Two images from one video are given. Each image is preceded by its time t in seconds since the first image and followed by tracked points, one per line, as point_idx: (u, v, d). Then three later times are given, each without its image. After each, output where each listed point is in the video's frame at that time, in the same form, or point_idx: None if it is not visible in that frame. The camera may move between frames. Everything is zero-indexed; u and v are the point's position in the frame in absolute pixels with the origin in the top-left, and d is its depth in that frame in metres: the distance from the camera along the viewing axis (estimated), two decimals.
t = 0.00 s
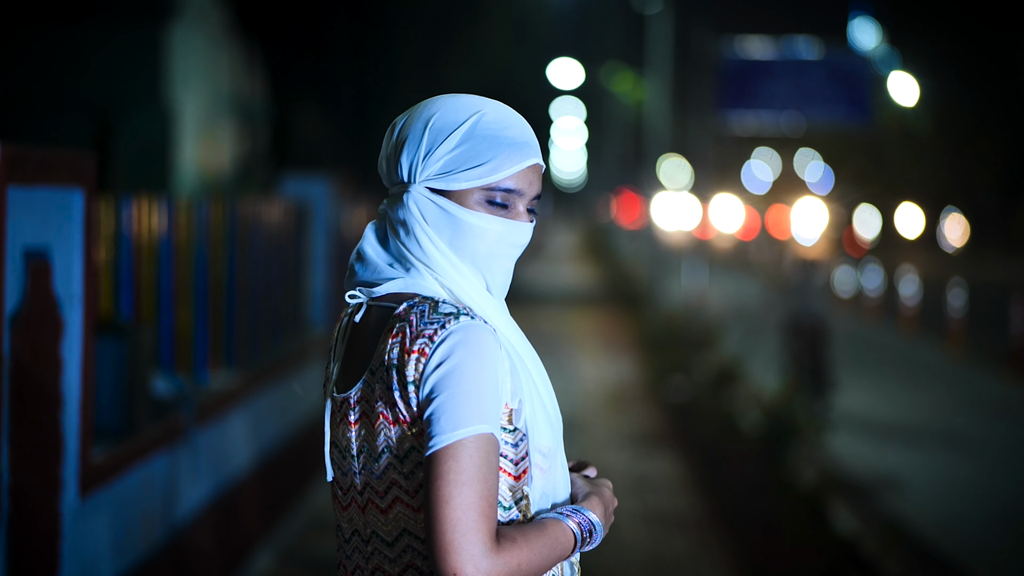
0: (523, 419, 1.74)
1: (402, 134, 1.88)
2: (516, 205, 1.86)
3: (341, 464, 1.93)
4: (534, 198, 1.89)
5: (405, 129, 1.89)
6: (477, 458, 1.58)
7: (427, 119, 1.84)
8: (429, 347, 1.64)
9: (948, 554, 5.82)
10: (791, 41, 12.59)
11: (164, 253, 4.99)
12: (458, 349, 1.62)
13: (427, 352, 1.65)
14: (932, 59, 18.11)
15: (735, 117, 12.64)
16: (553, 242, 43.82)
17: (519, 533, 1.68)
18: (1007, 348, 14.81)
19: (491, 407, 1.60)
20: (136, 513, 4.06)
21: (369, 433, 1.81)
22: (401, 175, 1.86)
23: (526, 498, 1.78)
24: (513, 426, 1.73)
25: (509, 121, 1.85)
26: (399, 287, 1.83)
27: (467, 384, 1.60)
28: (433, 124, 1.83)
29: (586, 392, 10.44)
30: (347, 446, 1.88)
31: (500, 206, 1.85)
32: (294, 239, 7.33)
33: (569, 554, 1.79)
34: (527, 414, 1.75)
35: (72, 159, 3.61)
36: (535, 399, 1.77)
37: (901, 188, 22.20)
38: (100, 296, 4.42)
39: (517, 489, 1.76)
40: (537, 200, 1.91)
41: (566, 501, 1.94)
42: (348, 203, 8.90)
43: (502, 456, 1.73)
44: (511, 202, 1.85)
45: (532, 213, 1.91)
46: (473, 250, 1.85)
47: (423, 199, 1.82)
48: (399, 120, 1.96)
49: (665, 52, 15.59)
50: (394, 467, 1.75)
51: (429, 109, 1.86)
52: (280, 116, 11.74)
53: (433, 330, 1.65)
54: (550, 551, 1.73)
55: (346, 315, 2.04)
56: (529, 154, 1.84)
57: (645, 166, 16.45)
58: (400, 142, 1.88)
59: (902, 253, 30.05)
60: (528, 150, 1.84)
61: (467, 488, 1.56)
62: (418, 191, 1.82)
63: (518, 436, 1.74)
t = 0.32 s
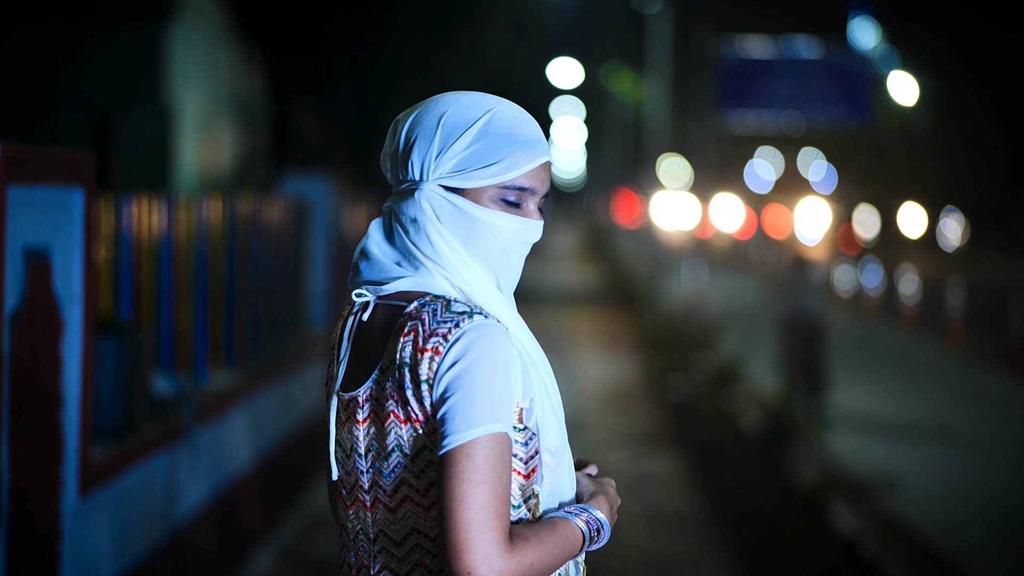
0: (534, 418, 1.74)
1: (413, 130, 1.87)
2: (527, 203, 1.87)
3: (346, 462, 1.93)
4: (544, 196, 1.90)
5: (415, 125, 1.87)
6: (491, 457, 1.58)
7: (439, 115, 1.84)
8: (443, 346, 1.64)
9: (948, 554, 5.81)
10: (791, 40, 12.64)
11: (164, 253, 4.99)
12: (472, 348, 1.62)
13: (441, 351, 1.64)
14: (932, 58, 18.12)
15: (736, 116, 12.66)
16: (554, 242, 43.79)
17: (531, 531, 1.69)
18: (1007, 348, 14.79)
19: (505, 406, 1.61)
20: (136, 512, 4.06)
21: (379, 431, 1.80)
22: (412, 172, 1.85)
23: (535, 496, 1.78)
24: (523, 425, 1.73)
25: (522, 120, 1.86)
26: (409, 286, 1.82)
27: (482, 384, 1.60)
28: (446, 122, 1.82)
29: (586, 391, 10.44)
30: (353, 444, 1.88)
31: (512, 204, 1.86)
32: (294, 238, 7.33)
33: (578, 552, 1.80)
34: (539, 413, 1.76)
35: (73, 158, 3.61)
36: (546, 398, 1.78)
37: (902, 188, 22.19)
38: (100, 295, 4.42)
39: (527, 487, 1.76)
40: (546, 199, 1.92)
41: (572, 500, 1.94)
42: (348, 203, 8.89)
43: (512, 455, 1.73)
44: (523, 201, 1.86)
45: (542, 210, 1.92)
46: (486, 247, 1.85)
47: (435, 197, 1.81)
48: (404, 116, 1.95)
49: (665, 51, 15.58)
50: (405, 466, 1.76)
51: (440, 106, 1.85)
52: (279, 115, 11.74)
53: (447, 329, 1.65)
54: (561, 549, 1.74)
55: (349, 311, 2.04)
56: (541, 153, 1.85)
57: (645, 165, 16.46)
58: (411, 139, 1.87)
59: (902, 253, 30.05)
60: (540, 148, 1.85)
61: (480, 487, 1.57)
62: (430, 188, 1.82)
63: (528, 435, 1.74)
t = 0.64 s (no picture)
0: (551, 417, 1.76)
1: (434, 126, 1.87)
2: (547, 202, 1.90)
3: (354, 461, 1.93)
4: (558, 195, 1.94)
5: (435, 120, 1.87)
6: (514, 458, 1.62)
7: (465, 114, 1.85)
8: (467, 347, 1.67)
9: (949, 554, 5.79)
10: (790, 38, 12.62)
11: (164, 252, 4.99)
12: (496, 348, 1.65)
13: (464, 351, 1.67)
14: (931, 57, 18.12)
15: (736, 116, 12.61)
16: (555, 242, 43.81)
17: (550, 530, 1.72)
18: (1008, 346, 14.76)
19: (527, 407, 1.65)
20: (136, 511, 4.05)
21: (395, 430, 1.81)
22: (432, 169, 1.85)
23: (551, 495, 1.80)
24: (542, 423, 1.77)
25: (542, 120, 1.89)
26: (425, 285, 1.83)
27: (506, 385, 1.64)
28: (473, 120, 1.84)
29: (586, 390, 10.44)
30: (365, 442, 1.88)
31: (533, 203, 1.89)
32: (294, 238, 7.32)
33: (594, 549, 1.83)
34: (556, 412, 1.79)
35: (73, 156, 3.60)
36: (563, 397, 1.81)
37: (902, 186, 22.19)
38: (101, 293, 4.41)
39: (543, 486, 1.78)
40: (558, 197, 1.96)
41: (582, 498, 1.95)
42: (348, 201, 8.89)
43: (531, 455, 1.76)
44: (543, 200, 1.89)
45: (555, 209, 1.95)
46: (507, 247, 1.87)
47: (459, 193, 1.82)
48: (418, 111, 1.94)
49: (665, 50, 15.57)
50: (422, 465, 1.78)
51: (462, 104, 1.86)
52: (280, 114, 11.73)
53: (470, 329, 1.68)
54: (578, 547, 1.77)
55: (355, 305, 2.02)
56: (561, 153, 1.89)
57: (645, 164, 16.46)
58: (432, 135, 1.86)
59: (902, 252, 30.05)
60: (560, 149, 1.89)
61: (503, 487, 1.61)
62: (454, 185, 1.82)
63: (545, 435, 1.76)
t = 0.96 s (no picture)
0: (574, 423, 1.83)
1: (466, 125, 1.88)
2: (565, 203, 1.96)
3: (368, 463, 1.90)
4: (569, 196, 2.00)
5: (467, 119, 1.88)
6: (548, 459, 1.68)
7: (501, 113, 1.87)
8: (501, 349, 1.72)
9: (951, 553, 5.77)
10: (790, 37, 12.62)
11: (164, 251, 4.98)
12: (531, 351, 1.71)
13: (499, 353, 1.72)
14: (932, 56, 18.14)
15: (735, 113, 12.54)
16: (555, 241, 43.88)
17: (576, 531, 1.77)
18: (1008, 345, 14.76)
19: (560, 409, 1.71)
20: (137, 510, 4.06)
21: (419, 431, 1.81)
22: (464, 168, 1.86)
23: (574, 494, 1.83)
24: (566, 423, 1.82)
25: (562, 122, 1.95)
26: (450, 286, 1.84)
27: (543, 388, 1.69)
28: (510, 120, 1.87)
29: (586, 389, 10.45)
30: (384, 443, 1.87)
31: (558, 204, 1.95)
32: (295, 236, 7.32)
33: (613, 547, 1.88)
34: (579, 411, 1.84)
35: (73, 154, 3.60)
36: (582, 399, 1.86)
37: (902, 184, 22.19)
38: (101, 291, 4.40)
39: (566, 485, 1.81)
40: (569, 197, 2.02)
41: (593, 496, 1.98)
42: (348, 200, 8.88)
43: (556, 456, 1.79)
44: (564, 201, 1.95)
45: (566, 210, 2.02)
46: (533, 249, 1.90)
47: (492, 193, 1.84)
48: (440, 108, 1.94)
49: (665, 49, 15.57)
50: (449, 467, 1.78)
51: (494, 103, 1.89)
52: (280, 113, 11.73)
53: (503, 331, 1.72)
54: (602, 547, 1.82)
55: (366, 304, 2.00)
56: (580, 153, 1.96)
57: (645, 162, 16.47)
58: (465, 135, 1.87)
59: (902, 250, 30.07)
60: (578, 149, 1.96)
61: (539, 488, 1.66)
62: (488, 184, 1.85)
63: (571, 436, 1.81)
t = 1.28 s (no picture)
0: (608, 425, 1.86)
1: (504, 127, 1.90)
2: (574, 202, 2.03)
3: (395, 467, 1.88)
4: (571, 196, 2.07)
5: (502, 121, 1.90)
6: (590, 462, 1.72)
7: (535, 115, 1.90)
8: (545, 352, 1.74)
9: (952, 553, 5.75)
10: (789, 37, 12.47)
11: (164, 250, 4.97)
12: (574, 355, 1.75)
13: (542, 356, 1.74)
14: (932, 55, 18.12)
15: (736, 111, 12.77)
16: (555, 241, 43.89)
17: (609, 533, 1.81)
18: (1008, 343, 14.75)
19: (601, 413, 1.76)
20: (136, 509, 4.05)
21: (453, 434, 1.81)
22: (502, 170, 1.89)
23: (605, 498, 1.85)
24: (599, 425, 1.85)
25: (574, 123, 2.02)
26: (482, 289, 1.85)
27: (586, 392, 1.74)
28: (543, 124, 1.90)
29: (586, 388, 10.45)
30: (414, 446, 1.86)
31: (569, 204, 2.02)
32: (295, 234, 7.33)
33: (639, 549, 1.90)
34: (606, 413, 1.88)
35: (73, 152, 3.59)
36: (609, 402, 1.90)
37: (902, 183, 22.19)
38: (100, 290, 4.39)
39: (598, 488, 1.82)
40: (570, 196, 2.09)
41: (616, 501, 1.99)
42: (348, 199, 8.88)
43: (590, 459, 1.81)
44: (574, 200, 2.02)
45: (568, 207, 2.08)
46: (556, 249, 1.95)
47: (528, 194, 1.89)
48: (471, 107, 1.93)
49: (665, 48, 15.56)
50: (483, 470, 1.79)
51: (527, 105, 1.90)
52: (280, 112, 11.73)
53: (545, 335, 1.75)
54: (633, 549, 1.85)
55: (384, 306, 1.98)
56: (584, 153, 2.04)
57: (645, 162, 16.47)
58: (502, 138, 1.89)
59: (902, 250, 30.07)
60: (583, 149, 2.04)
61: (583, 490, 1.71)
62: (522, 185, 1.89)
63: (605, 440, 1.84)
